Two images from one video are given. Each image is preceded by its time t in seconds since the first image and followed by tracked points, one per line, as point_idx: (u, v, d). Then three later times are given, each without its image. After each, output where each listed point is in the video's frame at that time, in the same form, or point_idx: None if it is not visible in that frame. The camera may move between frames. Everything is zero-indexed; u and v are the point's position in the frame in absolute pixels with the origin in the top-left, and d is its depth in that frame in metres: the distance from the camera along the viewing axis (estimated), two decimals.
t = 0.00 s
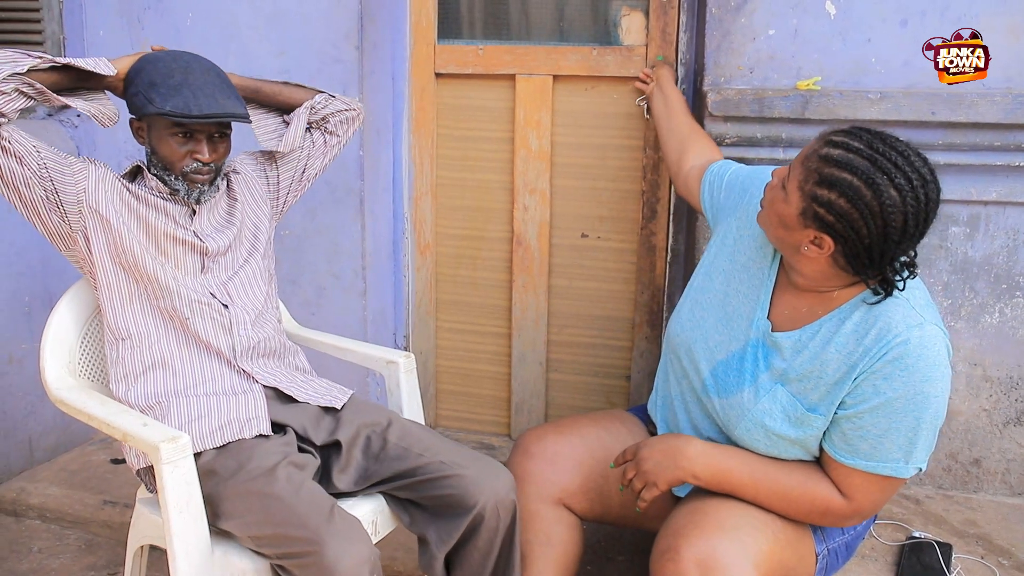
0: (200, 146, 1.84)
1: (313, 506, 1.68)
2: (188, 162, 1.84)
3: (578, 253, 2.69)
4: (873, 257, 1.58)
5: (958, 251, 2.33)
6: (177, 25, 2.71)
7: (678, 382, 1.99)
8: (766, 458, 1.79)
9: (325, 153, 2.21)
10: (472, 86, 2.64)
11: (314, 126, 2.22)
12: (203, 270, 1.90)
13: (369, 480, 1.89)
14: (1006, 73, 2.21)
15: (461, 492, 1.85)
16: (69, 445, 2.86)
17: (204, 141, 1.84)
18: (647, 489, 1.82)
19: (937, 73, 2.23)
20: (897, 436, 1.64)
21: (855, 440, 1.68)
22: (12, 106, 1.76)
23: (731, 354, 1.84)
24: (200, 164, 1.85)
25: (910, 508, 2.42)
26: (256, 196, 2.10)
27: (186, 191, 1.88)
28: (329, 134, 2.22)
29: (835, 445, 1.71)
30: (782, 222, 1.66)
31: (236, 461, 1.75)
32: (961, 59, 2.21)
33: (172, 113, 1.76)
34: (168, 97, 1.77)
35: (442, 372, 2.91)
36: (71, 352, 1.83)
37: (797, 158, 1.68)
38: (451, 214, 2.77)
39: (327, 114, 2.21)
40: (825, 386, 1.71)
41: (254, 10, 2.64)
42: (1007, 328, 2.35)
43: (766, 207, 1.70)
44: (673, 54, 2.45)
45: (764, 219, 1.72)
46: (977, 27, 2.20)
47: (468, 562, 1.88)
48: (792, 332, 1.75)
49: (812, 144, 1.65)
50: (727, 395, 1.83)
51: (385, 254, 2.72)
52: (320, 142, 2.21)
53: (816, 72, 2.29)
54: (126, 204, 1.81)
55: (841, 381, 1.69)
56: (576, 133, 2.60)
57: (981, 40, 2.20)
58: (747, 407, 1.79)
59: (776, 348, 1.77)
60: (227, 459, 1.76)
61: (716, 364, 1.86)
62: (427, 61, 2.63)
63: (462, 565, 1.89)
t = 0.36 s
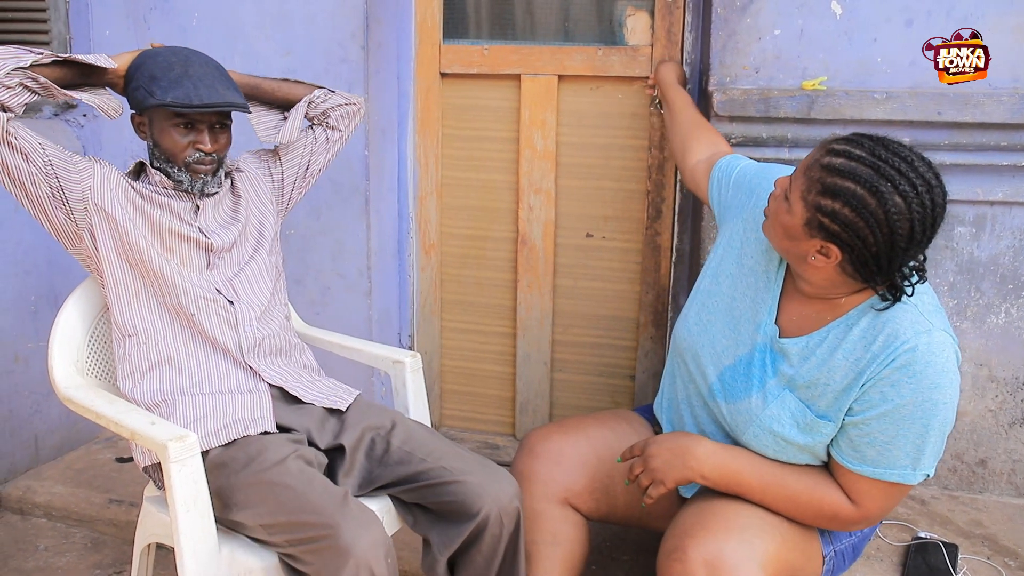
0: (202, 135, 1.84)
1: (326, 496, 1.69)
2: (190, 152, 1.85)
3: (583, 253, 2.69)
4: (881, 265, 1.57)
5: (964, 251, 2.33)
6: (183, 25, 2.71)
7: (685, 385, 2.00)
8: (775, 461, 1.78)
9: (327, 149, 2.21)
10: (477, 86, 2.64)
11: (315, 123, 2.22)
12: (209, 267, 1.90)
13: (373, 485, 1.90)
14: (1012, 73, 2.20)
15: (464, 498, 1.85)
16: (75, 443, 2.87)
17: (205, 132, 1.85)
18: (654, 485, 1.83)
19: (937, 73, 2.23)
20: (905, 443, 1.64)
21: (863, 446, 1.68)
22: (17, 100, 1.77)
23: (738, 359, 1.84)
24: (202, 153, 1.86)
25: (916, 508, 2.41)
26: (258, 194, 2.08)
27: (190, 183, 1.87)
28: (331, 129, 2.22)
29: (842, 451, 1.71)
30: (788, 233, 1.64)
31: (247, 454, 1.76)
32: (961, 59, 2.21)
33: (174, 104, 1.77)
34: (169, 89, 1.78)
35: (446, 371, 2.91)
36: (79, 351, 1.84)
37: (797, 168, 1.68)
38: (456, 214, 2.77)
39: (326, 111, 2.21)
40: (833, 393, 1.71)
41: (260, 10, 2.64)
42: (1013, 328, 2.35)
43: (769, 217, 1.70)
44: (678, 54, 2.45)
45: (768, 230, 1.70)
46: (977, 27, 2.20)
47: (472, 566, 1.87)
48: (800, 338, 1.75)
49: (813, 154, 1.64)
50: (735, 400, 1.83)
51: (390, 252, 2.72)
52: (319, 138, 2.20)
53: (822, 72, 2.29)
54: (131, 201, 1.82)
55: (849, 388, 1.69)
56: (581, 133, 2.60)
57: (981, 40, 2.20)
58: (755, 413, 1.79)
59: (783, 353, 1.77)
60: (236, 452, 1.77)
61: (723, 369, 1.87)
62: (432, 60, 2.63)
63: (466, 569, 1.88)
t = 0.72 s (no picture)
0: (203, 144, 1.84)
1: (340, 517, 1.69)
2: (192, 160, 1.85)
3: (587, 253, 2.69)
4: (902, 252, 1.58)
5: (971, 251, 2.32)
6: (188, 25, 2.72)
7: (691, 384, 1.99)
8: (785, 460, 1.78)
9: (330, 149, 2.22)
10: (482, 86, 2.64)
11: (316, 123, 2.22)
12: (213, 269, 1.90)
13: (380, 484, 1.89)
14: (1018, 73, 2.19)
15: (473, 496, 1.85)
16: (80, 443, 2.87)
17: (207, 141, 1.85)
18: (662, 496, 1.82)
19: (937, 73, 2.22)
20: (917, 437, 1.63)
21: (874, 441, 1.67)
22: (12, 110, 1.78)
23: (746, 355, 1.84)
24: (204, 161, 1.86)
25: (921, 510, 2.40)
26: (260, 195, 2.09)
27: (192, 191, 1.88)
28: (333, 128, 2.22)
29: (853, 445, 1.71)
30: (807, 221, 1.64)
31: (255, 461, 1.75)
32: (961, 59, 2.21)
33: (175, 113, 1.77)
34: (170, 98, 1.78)
35: (451, 372, 2.91)
36: (85, 351, 1.84)
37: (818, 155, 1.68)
38: (461, 214, 2.77)
39: (329, 111, 2.21)
40: (844, 387, 1.71)
41: (265, 10, 2.64)
42: (1019, 329, 2.34)
43: (785, 207, 1.70)
44: (683, 54, 2.45)
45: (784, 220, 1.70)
46: (977, 27, 2.19)
47: (479, 565, 1.88)
48: (810, 332, 1.74)
49: (835, 141, 1.65)
50: (743, 397, 1.83)
51: (395, 254, 2.73)
52: (323, 139, 2.21)
53: (828, 72, 2.28)
54: (132, 204, 1.82)
55: (861, 382, 1.69)
56: (586, 133, 2.60)
57: (981, 40, 2.19)
58: (764, 409, 1.79)
59: (793, 349, 1.77)
60: (248, 462, 1.76)
61: (731, 366, 1.86)
62: (437, 60, 2.63)
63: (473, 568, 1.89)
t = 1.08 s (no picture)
0: (216, 148, 1.84)
1: (345, 521, 1.69)
2: (205, 163, 1.85)
3: (593, 253, 2.68)
4: (932, 253, 1.59)
5: (979, 252, 2.31)
6: (195, 25, 2.72)
7: (700, 385, 1.99)
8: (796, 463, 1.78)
9: (343, 151, 2.22)
10: (488, 86, 2.64)
11: (328, 126, 2.23)
12: (222, 271, 1.91)
13: (386, 484, 1.90)
14: None
15: (481, 498, 1.85)
16: (87, 442, 2.88)
17: (221, 145, 1.84)
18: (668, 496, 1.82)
19: (937, 73, 2.22)
20: (933, 443, 1.64)
21: (889, 446, 1.67)
22: (30, 111, 1.78)
23: (760, 358, 1.83)
24: (216, 165, 1.86)
25: (929, 511, 2.40)
26: (271, 197, 2.09)
27: (203, 193, 1.88)
28: (346, 132, 2.23)
29: (868, 449, 1.70)
30: (837, 222, 1.63)
31: (263, 462, 1.76)
32: (961, 59, 2.20)
33: (190, 118, 1.77)
34: (185, 102, 1.78)
35: (456, 372, 2.91)
36: (94, 350, 1.85)
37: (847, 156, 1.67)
38: (466, 214, 2.77)
39: (340, 114, 2.21)
40: (861, 391, 1.70)
41: (272, 11, 2.65)
42: None
43: (810, 209, 1.68)
44: (689, 54, 2.44)
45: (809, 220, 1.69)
46: (977, 27, 2.19)
47: (484, 566, 1.88)
48: (828, 335, 1.74)
49: (867, 141, 1.64)
50: (757, 399, 1.82)
51: (399, 251, 2.72)
52: (334, 142, 2.21)
53: (835, 73, 2.28)
54: (145, 204, 1.82)
55: (878, 387, 1.68)
56: (592, 133, 2.59)
57: (981, 40, 2.19)
58: (778, 412, 1.78)
59: (808, 352, 1.77)
60: (253, 463, 1.76)
61: (743, 369, 1.86)
62: (443, 61, 2.63)
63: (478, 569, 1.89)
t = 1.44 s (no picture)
0: (223, 147, 1.84)
1: (348, 520, 1.68)
2: (211, 163, 1.85)
3: (600, 253, 2.68)
4: (943, 240, 1.61)
5: (987, 253, 2.30)
6: (203, 25, 2.73)
7: (708, 381, 1.99)
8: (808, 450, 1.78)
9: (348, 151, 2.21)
10: (494, 86, 2.64)
11: (335, 125, 2.23)
12: (230, 270, 1.91)
13: (402, 475, 1.90)
14: None
15: (499, 484, 1.85)
16: (95, 440, 2.89)
17: (227, 143, 1.85)
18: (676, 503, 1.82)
19: (938, 73, 2.21)
20: (944, 429, 1.63)
21: (900, 431, 1.66)
22: (38, 111, 1.78)
23: (767, 348, 1.84)
24: (223, 165, 1.86)
25: (937, 513, 2.39)
26: (278, 198, 2.09)
27: (210, 192, 1.89)
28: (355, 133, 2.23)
29: (876, 436, 1.69)
30: (850, 209, 1.65)
31: (270, 462, 1.76)
32: (961, 59, 2.20)
33: (197, 117, 1.78)
34: (192, 101, 1.79)
35: (463, 372, 2.91)
36: (102, 349, 1.85)
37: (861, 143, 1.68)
38: (473, 214, 2.77)
39: (347, 115, 2.22)
40: (870, 375, 1.69)
41: (279, 11, 2.65)
42: None
43: (824, 196, 1.69)
44: (696, 54, 2.44)
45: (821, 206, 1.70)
46: (977, 27, 2.18)
47: (501, 557, 1.88)
48: (838, 322, 1.74)
49: (881, 129, 1.65)
50: (765, 387, 1.82)
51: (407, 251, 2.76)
52: (339, 143, 2.21)
53: (843, 73, 2.27)
54: (152, 204, 1.83)
55: (888, 372, 1.67)
56: (598, 133, 2.59)
57: (981, 40, 2.18)
58: (786, 399, 1.78)
59: (817, 339, 1.77)
60: (259, 463, 1.76)
61: (750, 359, 1.86)
62: (450, 60, 2.64)
63: (497, 560, 1.88)
